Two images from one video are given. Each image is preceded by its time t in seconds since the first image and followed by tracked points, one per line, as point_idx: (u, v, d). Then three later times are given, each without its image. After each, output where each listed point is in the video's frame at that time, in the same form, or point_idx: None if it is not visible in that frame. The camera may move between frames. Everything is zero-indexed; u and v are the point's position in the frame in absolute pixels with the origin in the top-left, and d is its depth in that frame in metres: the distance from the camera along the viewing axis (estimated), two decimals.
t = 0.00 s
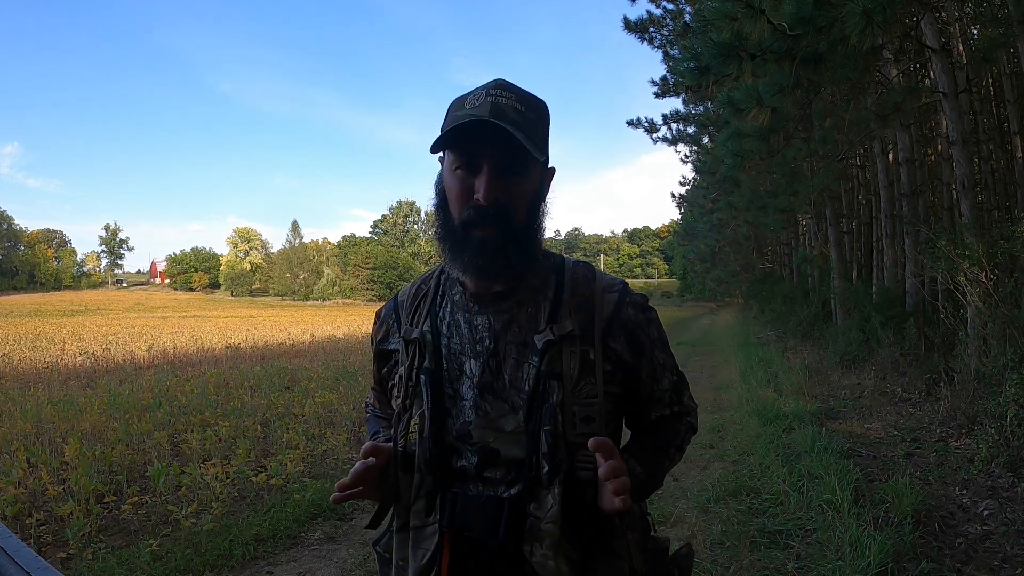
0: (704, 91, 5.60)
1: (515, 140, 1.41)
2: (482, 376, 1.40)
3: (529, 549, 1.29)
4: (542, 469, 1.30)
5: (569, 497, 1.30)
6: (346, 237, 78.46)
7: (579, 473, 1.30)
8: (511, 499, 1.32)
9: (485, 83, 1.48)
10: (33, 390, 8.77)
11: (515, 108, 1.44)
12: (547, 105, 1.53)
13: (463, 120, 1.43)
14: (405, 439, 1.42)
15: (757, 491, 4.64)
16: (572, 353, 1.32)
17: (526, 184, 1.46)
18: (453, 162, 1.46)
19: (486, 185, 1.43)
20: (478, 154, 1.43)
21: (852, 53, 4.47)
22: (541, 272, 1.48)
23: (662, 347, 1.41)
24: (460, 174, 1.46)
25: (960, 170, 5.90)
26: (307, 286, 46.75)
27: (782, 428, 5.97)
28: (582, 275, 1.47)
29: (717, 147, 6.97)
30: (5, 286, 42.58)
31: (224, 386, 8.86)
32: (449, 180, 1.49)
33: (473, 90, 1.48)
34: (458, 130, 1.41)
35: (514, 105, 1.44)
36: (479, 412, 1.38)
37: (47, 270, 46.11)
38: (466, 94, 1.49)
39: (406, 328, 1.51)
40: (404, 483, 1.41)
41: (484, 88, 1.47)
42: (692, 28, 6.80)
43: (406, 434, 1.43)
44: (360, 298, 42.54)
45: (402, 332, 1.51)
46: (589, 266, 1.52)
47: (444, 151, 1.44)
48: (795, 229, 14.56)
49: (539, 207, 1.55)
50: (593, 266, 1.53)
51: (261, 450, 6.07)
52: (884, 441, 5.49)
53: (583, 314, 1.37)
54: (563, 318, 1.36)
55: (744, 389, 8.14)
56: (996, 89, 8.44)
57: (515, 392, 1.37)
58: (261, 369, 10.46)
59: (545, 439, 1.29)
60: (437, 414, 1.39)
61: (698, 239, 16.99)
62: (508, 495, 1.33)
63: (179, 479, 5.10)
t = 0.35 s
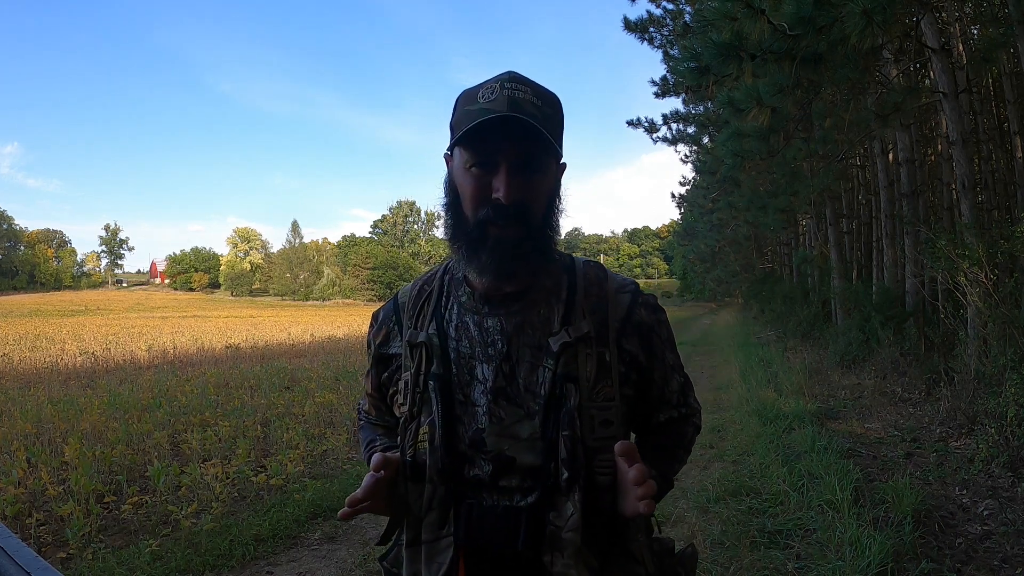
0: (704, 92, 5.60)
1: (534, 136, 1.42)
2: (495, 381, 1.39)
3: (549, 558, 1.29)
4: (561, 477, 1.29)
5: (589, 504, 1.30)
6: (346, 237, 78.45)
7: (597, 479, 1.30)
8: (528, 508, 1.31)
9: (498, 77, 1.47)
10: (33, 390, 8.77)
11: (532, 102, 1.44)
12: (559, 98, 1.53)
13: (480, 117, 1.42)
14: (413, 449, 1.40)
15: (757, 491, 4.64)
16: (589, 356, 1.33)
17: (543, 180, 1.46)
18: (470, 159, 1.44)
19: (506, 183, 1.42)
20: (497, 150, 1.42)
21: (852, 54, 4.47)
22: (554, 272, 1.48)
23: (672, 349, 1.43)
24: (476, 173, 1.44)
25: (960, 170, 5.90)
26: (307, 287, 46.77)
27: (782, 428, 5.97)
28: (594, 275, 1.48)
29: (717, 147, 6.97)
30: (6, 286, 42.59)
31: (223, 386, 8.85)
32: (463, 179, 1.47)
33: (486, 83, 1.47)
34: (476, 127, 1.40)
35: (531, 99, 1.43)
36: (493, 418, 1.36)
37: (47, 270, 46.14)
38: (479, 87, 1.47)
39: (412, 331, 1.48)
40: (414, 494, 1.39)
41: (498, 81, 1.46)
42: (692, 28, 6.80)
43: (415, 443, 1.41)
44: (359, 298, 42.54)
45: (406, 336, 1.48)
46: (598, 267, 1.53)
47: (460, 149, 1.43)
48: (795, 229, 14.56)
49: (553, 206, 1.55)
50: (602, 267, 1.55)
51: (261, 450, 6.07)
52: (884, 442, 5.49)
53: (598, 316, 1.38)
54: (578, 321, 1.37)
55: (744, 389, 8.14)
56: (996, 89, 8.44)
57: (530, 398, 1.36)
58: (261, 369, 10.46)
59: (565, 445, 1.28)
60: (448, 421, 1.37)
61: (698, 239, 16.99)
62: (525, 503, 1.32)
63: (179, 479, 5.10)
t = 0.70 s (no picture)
0: (704, 92, 5.60)
1: (543, 125, 1.43)
2: (501, 382, 1.38)
3: (555, 561, 1.29)
4: (568, 478, 1.30)
5: (595, 506, 1.31)
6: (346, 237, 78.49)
7: (604, 482, 1.30)
8: (535, 510, 1.31)
9: (499, 73, 1.49)
10: (33, 390, 8.77)
11: (537, 94, 1.45)
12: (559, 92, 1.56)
13: (488, 110, 1.42)
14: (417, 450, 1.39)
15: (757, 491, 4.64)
16: (594, 358, 1.33)
17: (552, 171, 1.47)
18: (480, 154, 1.44)
19: (517, 176, 1.42)
20: (507, 143, 1.42)
21: (852, 54, 4.47)
22: (560, 271, 1.48)
23: (678, 351, 1.43)
24: (487, 167, 1.44)
25: (960, 170, 5.89)
26: (307, 287, 46.79)
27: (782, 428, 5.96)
28: (600, 275, 1.48)
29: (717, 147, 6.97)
30: (6, 286, 42.59)
31: (223, 387, 8.85)
32: (473, 176, 1.47)
33: (489, 80, 1.48)
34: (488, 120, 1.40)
35: (535, 91, 1.45)
36: (499, 420, 1.35)
37: (48, 270, 46.19)
38: (482, 85, 1.48)
39: (415, 331, 1.46)
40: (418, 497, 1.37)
41: (500, 78, 1.47)
42: (692, 28, 6.80)
43: (420, 445, 1.39)
44: (359, 298, 42.55)
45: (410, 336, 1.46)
46: (603, 266, 1.52)
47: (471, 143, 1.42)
48: (795, 229, 14.56)
49: (559, 200, 1.56)
50: (606, 266, 1.54)
51: (261, 450, 6.07)
52: (884, 442, 5.49)
53: (604, 318, 1.38)
54: (584, 321, 1.36)
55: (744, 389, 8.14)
56: (996, 89, 8.43)
57: (536, 399, 1.35)
58: (261, 369, 10.46)
59: (571, 447, 1.29)
60: (454, 423, 1.36)
61: (698, 239, 16.98)
62: (530, 506, 1.32)
63: (179, 479, 5.09)
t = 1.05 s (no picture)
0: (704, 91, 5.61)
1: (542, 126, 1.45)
2: (509, 379, 1.39)
3: (566, 545, 1.32)
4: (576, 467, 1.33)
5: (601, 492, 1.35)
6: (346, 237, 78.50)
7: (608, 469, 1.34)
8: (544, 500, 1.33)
9: (490, 82, 1.50)
10: (33, 390, 8.77)
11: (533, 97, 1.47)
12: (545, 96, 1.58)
13: (489, 115, 1.42)
14: (431, 448, 1.37)
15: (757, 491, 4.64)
16: (594, 353, 1.36)
17: (554, 171, 1.48)
18: (485, 155, 1.42)
19: (524, 176, 1.42)
20: (513, 144, 1.41)
21: (852, 54, 4.47)
22: (558, 272, 1.50)
23: (669, 345, 1.48)
24: (491, 168, 1.43)
25: (961, 170, 5.90)
26: (308, 287, 46.79)
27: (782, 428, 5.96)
28: (596, 274, 1.51)
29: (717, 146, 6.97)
30: (6, 286, 42.59)
31: (223, 386, 8.85)
32: (478, 180, 1.45)
33: (483, 89, 1.48)
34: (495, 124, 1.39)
35: (530, 94, 1.46)
36: (507, 415, 1.37)
37: (48, 270, 46.22)
38: (477, 93, 1.48)
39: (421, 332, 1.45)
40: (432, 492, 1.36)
41: (494, 86, 1.48)
42: (692, 28, 6.80)
43: (432, 443, 1.38)
44: (360, 298, 42.58)
45: (416, 337, 1.46)
46: (597, 265, 1.56)
47: (477, 145, 1.40)
48: (795, 229, 14.55)
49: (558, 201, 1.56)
50: (599, 265, 1.57)
51: (261, 450, 6.07)
52: (884, 442, 5.49)
53: (602, 315, 1.42)
54: (585, 318, 1.40)
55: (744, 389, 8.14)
56: (996, 89, 8.43)
57: (541, 394, 1.37)
58: (261, 369, 10.45)
59: (577, 439, 1.32)
60: (464, 420, 1.36)
61: (698, 240, 16.98)
62: (540, 496, 1.34)
63: (179, 479, 5.09)
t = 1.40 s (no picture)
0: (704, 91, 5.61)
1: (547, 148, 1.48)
2: (502, 369, 1.40)
3: (570, 517, 1.35)
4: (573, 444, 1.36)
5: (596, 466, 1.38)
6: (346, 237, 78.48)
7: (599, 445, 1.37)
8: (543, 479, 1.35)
9: (490, 99, 1.50)
10: (33, 390, 8.77)
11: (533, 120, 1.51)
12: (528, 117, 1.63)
13: (500, 132, 1.43)
14: (434, 440, 1.38)
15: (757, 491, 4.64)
16: (578, 339, 1.39)
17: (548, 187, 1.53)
18: (499, 169, 1.40)
19: (531, 194, 1.44)
20: (524, 162, 1.42)
21: (852, 54, 4.47)
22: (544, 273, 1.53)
23: (643, 328, 1.52)
24: (500, 182, 1.41)
25: (960, 170, 5.90)
26: (308, 287, 46.80)
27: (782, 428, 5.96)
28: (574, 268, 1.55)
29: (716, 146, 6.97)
30: (6, 286, 42.58)
31: (223, 386, 8.85)
32: (485, 192, 1.43)
33: (486, 105, 1.48)
34: (519, 146, 1.37)
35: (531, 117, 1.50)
36: (502, 403, 1.38)
37: (48, 270, 46.24)
38: (480, 109, 1.47)
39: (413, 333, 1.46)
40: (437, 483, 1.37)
41: (497, 103, 1.48)
42: (691, 28, 6.82)
43: (434, 436, 1.39)
44: (360, 298, 42.57)
45: (409, 338, 1.46)
46: (573, 258, 1.58)
47: (498, 161, 1.38)
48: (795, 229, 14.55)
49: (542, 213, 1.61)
50: (575, 258, 1.60)
51: (261, 450, 6.07)
52: (884, 442, 5.49)
53: (582, 303, 1.45)
54: (566, 308, 1.42)
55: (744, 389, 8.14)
56: (996, 89, 8.43)
57: (533, 380, 1.39)
58: (261, 369, 10.45)
59: (570, 420, 1.34)
60: (463, 411, 1.38)
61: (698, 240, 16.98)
62: (538, 476, 1.36)
63: (179, 479, 5.09)
